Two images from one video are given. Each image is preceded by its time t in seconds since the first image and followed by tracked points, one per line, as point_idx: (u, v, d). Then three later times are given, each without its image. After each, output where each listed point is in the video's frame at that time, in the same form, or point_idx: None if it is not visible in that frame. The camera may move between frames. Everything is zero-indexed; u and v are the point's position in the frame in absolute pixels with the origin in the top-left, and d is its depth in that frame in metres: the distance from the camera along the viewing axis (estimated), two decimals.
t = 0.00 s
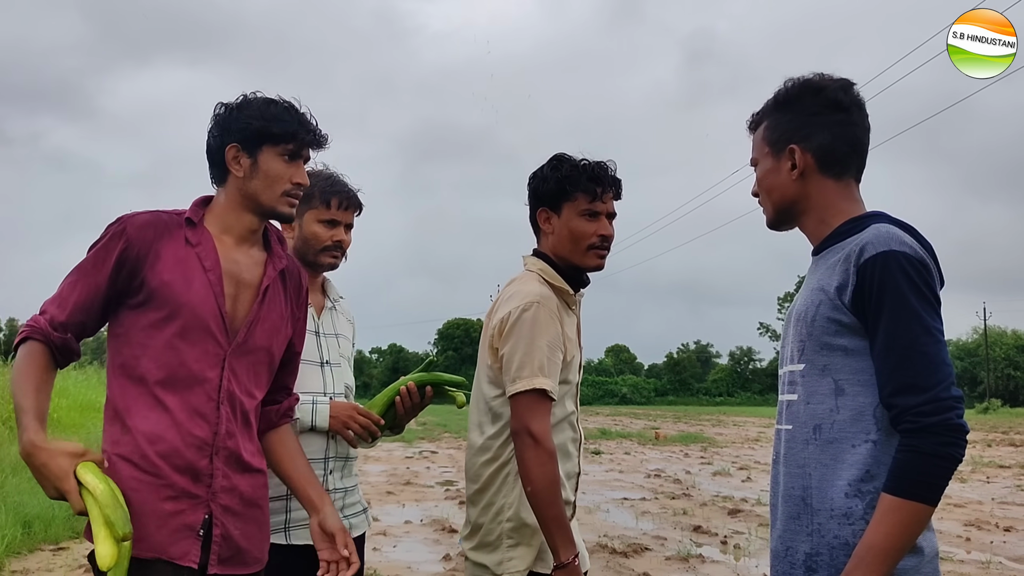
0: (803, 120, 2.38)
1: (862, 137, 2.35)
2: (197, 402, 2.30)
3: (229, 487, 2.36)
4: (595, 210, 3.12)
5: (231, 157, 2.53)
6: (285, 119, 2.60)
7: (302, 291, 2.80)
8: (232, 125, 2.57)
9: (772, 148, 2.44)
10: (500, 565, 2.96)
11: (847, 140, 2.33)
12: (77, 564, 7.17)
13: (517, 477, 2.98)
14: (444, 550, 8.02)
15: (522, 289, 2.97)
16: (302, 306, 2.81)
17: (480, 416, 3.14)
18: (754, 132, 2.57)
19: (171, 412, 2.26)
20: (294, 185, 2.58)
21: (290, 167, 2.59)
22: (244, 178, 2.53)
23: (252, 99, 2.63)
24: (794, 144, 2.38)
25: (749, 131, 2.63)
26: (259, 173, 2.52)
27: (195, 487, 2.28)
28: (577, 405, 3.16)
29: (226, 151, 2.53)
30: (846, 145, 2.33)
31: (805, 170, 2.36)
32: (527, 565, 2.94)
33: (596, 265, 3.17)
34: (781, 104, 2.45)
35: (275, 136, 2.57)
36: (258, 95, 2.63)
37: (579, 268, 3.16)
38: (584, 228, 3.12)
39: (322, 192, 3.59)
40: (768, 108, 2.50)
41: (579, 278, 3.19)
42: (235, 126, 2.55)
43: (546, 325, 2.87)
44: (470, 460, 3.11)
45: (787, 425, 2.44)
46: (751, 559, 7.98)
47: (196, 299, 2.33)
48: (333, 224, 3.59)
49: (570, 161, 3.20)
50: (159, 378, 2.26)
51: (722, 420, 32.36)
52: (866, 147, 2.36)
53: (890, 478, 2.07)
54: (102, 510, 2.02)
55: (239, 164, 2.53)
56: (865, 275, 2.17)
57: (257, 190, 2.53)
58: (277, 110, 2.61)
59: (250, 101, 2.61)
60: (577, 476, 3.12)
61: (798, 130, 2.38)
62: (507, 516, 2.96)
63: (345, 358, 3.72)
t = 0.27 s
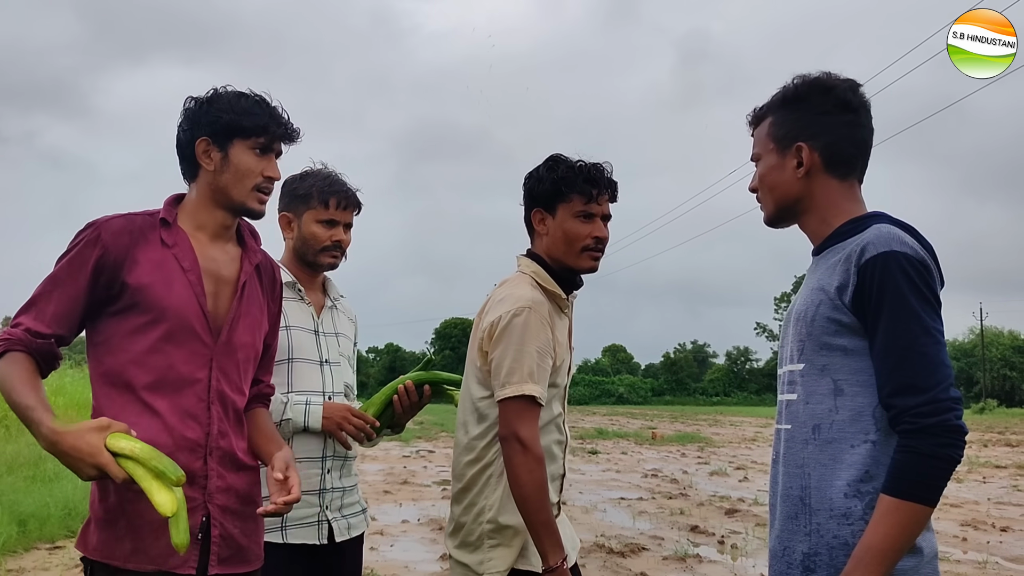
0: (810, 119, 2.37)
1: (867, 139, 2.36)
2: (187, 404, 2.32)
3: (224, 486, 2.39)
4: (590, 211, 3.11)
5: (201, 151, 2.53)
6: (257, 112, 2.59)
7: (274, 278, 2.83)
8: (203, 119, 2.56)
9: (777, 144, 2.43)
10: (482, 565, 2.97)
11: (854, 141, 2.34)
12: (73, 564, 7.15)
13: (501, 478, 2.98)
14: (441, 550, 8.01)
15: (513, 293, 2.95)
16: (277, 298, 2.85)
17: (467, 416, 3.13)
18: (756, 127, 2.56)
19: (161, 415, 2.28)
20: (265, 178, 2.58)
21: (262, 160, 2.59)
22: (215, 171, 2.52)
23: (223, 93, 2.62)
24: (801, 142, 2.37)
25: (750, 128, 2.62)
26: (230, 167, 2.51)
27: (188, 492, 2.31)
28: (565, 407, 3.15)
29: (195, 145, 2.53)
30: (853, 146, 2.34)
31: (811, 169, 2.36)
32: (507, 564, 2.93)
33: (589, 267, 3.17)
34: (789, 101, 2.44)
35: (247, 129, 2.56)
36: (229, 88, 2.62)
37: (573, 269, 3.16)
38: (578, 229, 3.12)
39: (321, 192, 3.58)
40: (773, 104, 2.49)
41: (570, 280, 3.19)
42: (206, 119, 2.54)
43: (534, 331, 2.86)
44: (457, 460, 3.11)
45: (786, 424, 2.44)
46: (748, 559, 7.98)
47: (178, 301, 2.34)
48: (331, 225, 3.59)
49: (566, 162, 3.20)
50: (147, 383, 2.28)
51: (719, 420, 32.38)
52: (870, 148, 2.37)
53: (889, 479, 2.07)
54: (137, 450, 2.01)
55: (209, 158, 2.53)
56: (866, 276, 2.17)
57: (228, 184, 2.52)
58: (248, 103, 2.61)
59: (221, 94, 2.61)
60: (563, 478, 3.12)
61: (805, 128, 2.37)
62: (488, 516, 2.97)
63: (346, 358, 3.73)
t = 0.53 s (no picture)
0: (819, 118, 2.37)
1: (874, 140, 2.36)
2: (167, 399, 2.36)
3: (207, 483, 2.43)
4: (585, 209, 3.11)
5: (172, 140, 2.51)
6: (228, 102, 2.58)
7: (246, 265, 2.86)
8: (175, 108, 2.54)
9: (784, 142, 2.42)
10: (478, 560, 2.96)
11: (863, 143, 2.34)
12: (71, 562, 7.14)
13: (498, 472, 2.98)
14: (439, 549, 8.00)
15: (509, 290, 2.98)
16: (246, 287, 2.88)
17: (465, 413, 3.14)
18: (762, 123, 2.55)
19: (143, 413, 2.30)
20: (238, 169, 2.57)
21: (234, 151, 2.58)
22: (186, 161, 2.51)
23: (195, 81, 2.60)
24: (809, 141, 2.37)
25: (755, 124, 2.61)
26: (202, 157, 2.51)
27: (172, 491, 2.35)
28: (566, 405, 3.14)
29: (166, 134, 2.52)
30: (861, 147, 2.34)
31: (819, 168, 2.36)
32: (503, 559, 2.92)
33: (585, 265, 3.16)
34: (798, 98, 2.42)
35: (219, 119, 2.55)
36: (202, 77, 2.60)
37: (570, 267, 3.15)
38: (572, 227, 3.11)
39: (312, 193, 3.53)
40: (782, 101, 2.48)
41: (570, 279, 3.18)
42: (177, 108, 2.52)
43: (526, 325, 2.88)
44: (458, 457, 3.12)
45: (788, 424, 2.44)
46: (746, 559, 7.99)
47: (160, 298, 2.36)
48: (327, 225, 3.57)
49: (560, 161, 3.19)
50: (126, 382, 2.29)
51: (716, 420, 32.40)
52: (876, 149, 2.37)
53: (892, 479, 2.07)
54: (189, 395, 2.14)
55: (180, 148, 2.52)
56: (871, 276, 2.16)
57: (200, 174, 2.51)
58: (221, 92, 2.59)
59: (194, 83, 2.58)
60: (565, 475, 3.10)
61: (815, 127, 2.37)
62: (486, 509, 2.96)
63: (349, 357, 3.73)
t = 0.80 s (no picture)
0: (828, 118, 2.36)
1: (882, 140, 2.36)
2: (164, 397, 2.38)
3: (206, 481, 2.45)
4: (590, 214, 3.10)
5: (166, 136, 2.50)
6: (225, 101, 2.57)
7: (228, 264, 2.86)
8: (170, 103, 2.52)
9: (791, 141, 2.41)
10: (499, 555, 2.96)
11: (871, 144, 2.33)
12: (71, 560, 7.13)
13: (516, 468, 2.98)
14: (438, 549, 8.00)
15: (520, 290, 3.01)
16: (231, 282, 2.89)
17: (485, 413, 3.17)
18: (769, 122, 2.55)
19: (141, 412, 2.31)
20: (230, 169, 2.57)
21: (228, 150, 2.58)
22: (181, 158, 2.51)
23: (193, 78, 2.59)
24: (816, 141, 2.36)
25: (761, 123, 2.61)
26: (196, 155, 2.50)
27: (172, 489, 2.36)
28: (586, 403, 3.12)
29: (162, 130, 2.50)
30: (869, 147, 2.33)
31: (826, 168, 2.35)
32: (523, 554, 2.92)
33: (593, 267, 3.15)
34: (807, 97, 2.42)
35: (215, 118, 2.55)
36: (200, 74, 2.59)
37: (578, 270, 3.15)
38: (578, 230, 3.10)
39: (315, 198, 3.49)
40: (789, 99, 2.47)
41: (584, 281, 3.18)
42: (173, 104, 2.51)
43: (535, 323, 2.89)
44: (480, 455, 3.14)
45: (793, 424, 2.43)
46: (746, 559, 7.99)
47: (159, 297, 2.36)
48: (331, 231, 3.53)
49: (570, 166, 3.18)
50: (127, 382, 2.30)
51: (716, 420, 32.40)
52: (883, 149, 2.37)
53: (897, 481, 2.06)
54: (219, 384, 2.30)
55: (175, 144, 2.51)
56: (878, 277, 2.16)
57: (194, 172, 2.51)
58: (218, 91, 2.59)
59: (192, 80, 2.57)
60: (585, 472, 3.08)
61: (823, 127, 2.36)
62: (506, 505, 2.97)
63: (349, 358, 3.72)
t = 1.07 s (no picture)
0: (834, 115, 2.36)
1: (886, 137, 2.36)
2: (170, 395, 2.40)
3: (212, 476, 2.47)
4: (592, 221, 3.11)
5: (206, 142, 2.49)
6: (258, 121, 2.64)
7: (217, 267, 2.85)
8: (213, 111, 2.52)
9: (796, 139, 2.41)
10: (515, 542, 2.99)
11: (876, 140, 2.34)
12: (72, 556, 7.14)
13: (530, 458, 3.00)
14: (438, 546, 8.00)
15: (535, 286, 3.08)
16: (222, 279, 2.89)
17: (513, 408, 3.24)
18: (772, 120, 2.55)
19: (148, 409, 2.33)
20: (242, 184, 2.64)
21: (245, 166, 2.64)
22: (211, 167, 2.52)
23: (230, 89, 2.60)
24: (821, 139, 2.36)
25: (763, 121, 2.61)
26: (227, 169, 2.54)
27: (181, 485, 2.37)
28: (604, 397, 3.10)
29: (205, 136, 2.49)
30: (874, 144, 2.33)
31: (831, 166, 2.35)
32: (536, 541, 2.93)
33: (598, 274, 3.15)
34: (811, 95, 2.42)
35: (248, 136, 2.60)
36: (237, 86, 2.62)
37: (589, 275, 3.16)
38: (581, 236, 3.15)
39: (323, 191, 3.51)
40: (793, 97, 2.47)
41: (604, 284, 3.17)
42: (218, 115, 2.52)
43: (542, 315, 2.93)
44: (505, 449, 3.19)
45: (797, 423, 2.43)
46: (747, 558, 8.00)
47: (166, 295, 2.38)
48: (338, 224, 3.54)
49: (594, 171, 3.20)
50: (134, 379, 2.30)
51: (716, 419, 32.41)
52: (888, 146, 2.37)
53: (902, 482, 2.06)
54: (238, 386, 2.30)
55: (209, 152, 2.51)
56: (884, 277, 2.16)
57: (218, 182, 2.54)
58: (252, 110, 2.65)
59: (231, 91, 2.59)
60: (604, 466, 3.06)
61: (827, 124, 2.36)
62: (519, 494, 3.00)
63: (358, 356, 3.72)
